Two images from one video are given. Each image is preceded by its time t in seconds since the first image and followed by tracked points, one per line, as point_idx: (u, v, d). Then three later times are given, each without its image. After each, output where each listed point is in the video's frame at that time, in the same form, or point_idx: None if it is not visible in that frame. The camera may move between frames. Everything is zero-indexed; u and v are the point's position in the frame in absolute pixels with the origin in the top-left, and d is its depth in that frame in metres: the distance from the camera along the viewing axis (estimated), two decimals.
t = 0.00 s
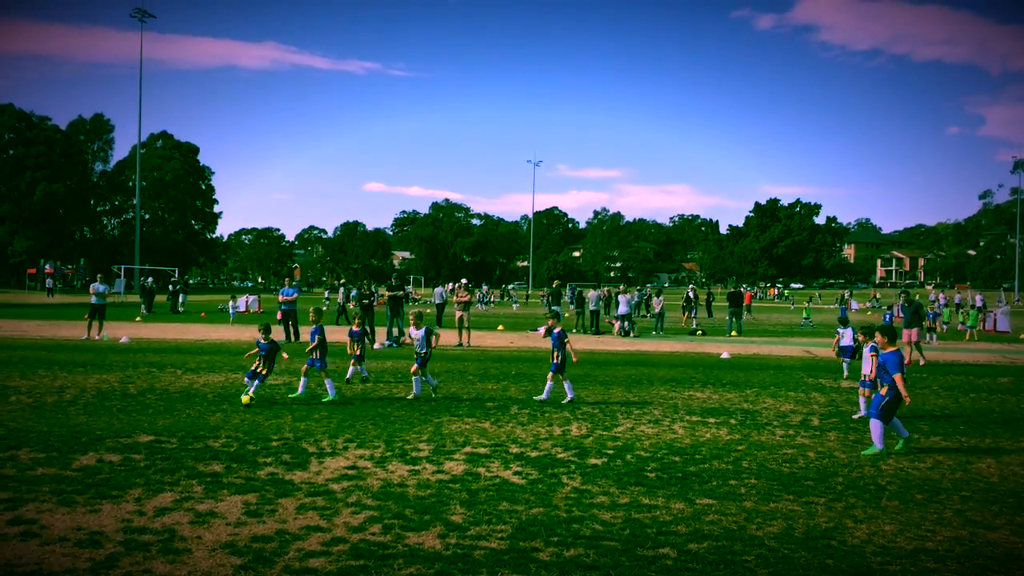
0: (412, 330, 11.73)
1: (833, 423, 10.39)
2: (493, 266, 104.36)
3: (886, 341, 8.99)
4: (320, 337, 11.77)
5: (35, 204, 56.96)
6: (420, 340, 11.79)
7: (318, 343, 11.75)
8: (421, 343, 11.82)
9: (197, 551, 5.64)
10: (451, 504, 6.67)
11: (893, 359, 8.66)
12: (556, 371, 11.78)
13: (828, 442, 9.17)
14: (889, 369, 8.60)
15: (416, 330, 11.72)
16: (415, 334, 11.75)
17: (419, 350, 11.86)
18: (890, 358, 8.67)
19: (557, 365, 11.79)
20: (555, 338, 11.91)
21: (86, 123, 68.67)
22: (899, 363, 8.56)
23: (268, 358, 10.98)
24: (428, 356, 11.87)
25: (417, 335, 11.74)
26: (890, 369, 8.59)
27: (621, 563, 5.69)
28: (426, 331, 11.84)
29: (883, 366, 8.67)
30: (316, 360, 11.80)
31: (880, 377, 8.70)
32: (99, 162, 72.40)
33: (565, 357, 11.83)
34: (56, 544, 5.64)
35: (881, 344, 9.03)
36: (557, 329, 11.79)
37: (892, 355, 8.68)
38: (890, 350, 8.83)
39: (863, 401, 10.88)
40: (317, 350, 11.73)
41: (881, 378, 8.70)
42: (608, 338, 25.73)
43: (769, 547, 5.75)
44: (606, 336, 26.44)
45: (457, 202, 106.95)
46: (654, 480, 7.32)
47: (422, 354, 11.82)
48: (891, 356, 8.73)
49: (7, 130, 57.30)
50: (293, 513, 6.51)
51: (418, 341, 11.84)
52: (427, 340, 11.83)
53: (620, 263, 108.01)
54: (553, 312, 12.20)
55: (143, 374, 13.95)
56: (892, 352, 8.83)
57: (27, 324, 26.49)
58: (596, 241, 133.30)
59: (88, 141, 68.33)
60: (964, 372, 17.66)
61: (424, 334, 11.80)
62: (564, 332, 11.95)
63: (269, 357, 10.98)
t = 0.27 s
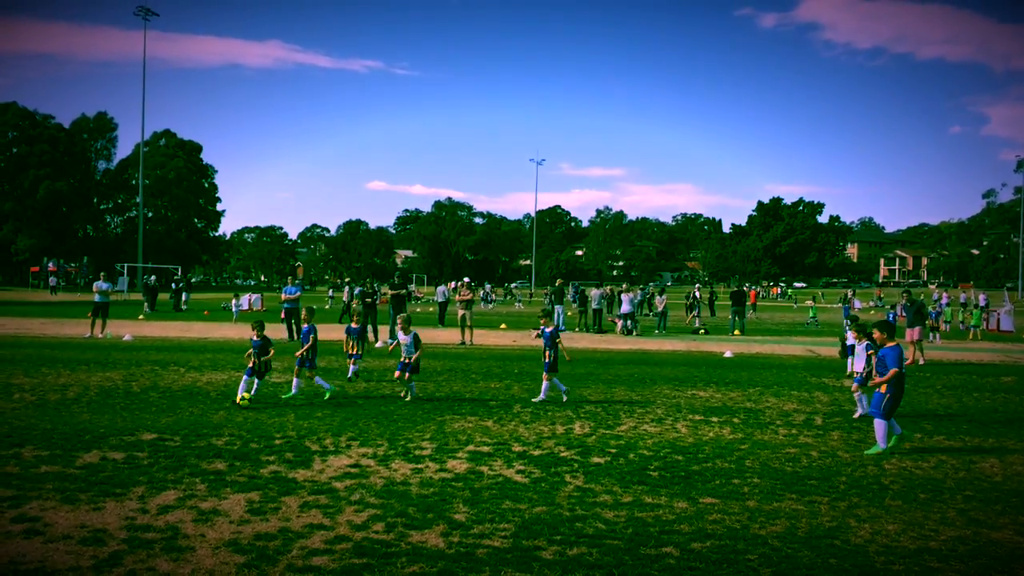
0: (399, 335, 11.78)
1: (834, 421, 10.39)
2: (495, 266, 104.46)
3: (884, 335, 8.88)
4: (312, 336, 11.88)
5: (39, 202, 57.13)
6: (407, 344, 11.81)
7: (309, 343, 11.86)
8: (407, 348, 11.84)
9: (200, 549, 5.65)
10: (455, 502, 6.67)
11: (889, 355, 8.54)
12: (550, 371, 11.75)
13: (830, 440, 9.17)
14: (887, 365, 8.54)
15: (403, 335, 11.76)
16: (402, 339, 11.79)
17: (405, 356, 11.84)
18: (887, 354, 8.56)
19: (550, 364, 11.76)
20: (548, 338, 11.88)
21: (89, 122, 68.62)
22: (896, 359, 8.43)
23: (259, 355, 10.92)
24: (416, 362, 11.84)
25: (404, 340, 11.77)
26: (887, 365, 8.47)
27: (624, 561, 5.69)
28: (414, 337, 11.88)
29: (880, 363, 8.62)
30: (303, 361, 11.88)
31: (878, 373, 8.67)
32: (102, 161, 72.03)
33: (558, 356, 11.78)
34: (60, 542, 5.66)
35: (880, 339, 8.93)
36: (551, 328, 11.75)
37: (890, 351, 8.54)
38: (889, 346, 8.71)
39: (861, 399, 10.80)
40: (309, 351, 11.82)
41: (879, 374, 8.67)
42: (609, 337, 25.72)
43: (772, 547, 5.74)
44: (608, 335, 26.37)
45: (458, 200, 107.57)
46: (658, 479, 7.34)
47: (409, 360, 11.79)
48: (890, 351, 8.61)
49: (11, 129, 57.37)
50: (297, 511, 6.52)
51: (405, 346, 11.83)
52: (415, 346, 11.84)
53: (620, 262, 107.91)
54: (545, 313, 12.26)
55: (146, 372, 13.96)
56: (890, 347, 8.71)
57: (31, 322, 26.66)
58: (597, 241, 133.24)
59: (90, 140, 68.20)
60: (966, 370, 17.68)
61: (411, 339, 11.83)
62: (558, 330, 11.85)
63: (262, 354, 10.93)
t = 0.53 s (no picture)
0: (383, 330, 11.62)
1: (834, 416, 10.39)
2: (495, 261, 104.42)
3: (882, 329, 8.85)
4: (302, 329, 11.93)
5: (41, 196, 57.15)
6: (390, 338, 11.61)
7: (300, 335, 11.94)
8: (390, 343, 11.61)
9: (202, 543, 5.67)
10: (456, 497, 6.68)
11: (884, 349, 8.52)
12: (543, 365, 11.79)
13: (831, 435, 9.18)
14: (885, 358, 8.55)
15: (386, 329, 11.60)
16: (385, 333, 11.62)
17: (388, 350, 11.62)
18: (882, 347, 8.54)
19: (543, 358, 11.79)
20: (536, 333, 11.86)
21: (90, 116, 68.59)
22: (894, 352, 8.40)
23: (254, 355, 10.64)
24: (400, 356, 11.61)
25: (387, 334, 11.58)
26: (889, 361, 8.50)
27: (625, 556, 5.72)
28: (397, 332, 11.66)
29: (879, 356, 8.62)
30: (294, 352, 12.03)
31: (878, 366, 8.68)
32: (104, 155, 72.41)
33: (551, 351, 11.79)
34: (62, 535, 5.68)
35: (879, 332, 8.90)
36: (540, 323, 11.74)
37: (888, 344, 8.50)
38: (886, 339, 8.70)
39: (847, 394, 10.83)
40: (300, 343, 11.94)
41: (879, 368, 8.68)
42: (610, 331, 25.71)
43: (773, 541, 5.75)
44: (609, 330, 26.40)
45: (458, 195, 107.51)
46: (660, 474, 7.35)
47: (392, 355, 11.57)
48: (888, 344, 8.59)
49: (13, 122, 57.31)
50: (298, 505, 6.54)
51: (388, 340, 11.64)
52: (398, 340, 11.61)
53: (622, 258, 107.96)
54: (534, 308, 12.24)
55: (148, 366, 13.98)
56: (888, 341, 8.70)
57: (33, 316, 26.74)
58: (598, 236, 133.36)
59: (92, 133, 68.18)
60: (967, 366, 17.69)
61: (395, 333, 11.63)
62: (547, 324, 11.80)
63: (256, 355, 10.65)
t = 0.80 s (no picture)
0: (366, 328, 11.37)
1: (833, 409, 10.40)
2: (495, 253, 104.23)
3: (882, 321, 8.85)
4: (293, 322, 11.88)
5: (39, 187, 57.02)
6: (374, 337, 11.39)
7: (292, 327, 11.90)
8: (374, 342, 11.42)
9: (202, 535, 5.68)
10: (455, 489, 6.69)
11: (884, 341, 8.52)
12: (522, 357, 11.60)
13: (830, 428, 9.19)
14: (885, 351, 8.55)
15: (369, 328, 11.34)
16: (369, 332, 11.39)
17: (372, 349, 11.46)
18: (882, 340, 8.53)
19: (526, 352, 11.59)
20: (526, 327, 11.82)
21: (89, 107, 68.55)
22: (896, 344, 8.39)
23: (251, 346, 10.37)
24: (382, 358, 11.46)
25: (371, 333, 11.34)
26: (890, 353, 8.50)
27: (623, 548, 5.74)
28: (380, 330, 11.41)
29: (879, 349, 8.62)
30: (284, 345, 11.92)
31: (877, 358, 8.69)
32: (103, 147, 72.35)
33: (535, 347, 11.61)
34: (61, 527, 5.69)
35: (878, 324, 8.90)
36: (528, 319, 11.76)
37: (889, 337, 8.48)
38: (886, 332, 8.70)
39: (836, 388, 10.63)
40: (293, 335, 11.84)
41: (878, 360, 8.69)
42: (609, 325, 25.70)
43: (772, 534, 5.76)
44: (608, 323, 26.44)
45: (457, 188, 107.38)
46: (660, 466, 7.36)
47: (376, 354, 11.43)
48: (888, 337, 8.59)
49: (11, 114, 57.15)
50: (297, 497, 6.55)
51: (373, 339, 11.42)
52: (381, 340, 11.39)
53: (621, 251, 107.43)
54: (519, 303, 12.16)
55: (147, 358, 13.98)
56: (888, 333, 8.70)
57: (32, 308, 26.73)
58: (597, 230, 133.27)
59: (90, 125, 68.12)
60: (967, 359, 17.72)
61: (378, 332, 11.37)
62: (535, 321, 11.84)
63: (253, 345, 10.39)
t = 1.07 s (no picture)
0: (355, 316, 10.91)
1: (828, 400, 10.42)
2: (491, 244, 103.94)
3: (881, 314, 8.85)
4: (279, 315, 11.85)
5: (34, 177, 56.84)
6: (363, 326, 10.97)
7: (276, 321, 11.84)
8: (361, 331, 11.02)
9: (198, 525, 5.70)
10: (451, 480, 6.70)
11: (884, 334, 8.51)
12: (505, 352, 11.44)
13: (825, 420, 9.22)
14: (886, 344, 8.52)
15: (359, 317, 10.88)
16: (359, 321, 10.94)
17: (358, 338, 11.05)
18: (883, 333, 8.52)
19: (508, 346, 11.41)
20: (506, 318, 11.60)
21: (84, 97, 68.30)
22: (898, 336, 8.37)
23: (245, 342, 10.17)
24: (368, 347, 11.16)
25: (361, 322, 10.92)
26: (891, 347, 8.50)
27: (618, 539, 5.76)
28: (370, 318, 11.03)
29: (879, 341, 8.60)
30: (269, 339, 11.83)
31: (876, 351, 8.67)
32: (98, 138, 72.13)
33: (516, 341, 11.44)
34: (57, 517, 5.69)
35: (876, 317, 8.90)
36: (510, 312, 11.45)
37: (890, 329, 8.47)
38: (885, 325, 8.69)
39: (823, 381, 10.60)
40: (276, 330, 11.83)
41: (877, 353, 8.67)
42: (606, 316, 25.69)
43: (767, 525, 5.78)
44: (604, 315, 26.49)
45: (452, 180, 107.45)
46: (655, 457, 7.37)
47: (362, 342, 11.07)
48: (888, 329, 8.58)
49: (6, 104, 56.88)
50: (293, 488, 6.56)
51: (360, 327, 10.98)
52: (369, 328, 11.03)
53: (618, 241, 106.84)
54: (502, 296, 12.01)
55: (142, 349, 13.97)
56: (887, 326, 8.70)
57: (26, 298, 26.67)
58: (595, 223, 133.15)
59: (85, 115, 67.89)
60: (961, 351, 17.78)
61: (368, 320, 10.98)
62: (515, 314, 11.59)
63: (247, 342, 10.22)
